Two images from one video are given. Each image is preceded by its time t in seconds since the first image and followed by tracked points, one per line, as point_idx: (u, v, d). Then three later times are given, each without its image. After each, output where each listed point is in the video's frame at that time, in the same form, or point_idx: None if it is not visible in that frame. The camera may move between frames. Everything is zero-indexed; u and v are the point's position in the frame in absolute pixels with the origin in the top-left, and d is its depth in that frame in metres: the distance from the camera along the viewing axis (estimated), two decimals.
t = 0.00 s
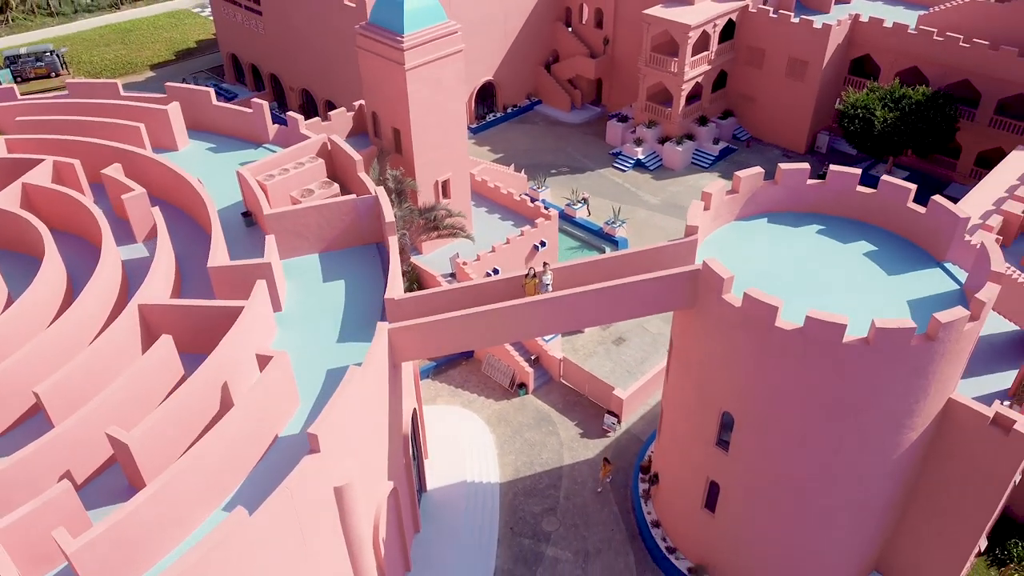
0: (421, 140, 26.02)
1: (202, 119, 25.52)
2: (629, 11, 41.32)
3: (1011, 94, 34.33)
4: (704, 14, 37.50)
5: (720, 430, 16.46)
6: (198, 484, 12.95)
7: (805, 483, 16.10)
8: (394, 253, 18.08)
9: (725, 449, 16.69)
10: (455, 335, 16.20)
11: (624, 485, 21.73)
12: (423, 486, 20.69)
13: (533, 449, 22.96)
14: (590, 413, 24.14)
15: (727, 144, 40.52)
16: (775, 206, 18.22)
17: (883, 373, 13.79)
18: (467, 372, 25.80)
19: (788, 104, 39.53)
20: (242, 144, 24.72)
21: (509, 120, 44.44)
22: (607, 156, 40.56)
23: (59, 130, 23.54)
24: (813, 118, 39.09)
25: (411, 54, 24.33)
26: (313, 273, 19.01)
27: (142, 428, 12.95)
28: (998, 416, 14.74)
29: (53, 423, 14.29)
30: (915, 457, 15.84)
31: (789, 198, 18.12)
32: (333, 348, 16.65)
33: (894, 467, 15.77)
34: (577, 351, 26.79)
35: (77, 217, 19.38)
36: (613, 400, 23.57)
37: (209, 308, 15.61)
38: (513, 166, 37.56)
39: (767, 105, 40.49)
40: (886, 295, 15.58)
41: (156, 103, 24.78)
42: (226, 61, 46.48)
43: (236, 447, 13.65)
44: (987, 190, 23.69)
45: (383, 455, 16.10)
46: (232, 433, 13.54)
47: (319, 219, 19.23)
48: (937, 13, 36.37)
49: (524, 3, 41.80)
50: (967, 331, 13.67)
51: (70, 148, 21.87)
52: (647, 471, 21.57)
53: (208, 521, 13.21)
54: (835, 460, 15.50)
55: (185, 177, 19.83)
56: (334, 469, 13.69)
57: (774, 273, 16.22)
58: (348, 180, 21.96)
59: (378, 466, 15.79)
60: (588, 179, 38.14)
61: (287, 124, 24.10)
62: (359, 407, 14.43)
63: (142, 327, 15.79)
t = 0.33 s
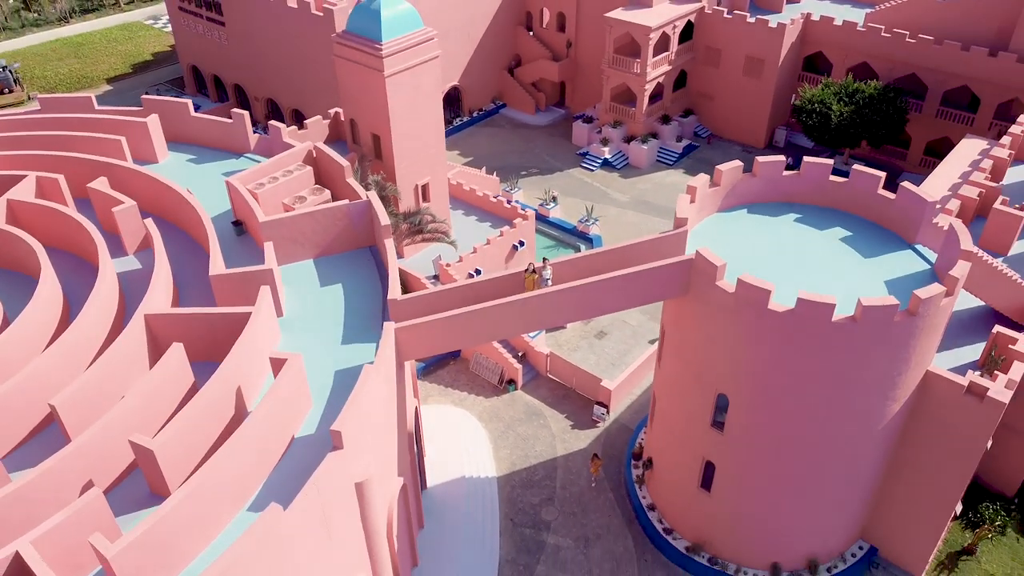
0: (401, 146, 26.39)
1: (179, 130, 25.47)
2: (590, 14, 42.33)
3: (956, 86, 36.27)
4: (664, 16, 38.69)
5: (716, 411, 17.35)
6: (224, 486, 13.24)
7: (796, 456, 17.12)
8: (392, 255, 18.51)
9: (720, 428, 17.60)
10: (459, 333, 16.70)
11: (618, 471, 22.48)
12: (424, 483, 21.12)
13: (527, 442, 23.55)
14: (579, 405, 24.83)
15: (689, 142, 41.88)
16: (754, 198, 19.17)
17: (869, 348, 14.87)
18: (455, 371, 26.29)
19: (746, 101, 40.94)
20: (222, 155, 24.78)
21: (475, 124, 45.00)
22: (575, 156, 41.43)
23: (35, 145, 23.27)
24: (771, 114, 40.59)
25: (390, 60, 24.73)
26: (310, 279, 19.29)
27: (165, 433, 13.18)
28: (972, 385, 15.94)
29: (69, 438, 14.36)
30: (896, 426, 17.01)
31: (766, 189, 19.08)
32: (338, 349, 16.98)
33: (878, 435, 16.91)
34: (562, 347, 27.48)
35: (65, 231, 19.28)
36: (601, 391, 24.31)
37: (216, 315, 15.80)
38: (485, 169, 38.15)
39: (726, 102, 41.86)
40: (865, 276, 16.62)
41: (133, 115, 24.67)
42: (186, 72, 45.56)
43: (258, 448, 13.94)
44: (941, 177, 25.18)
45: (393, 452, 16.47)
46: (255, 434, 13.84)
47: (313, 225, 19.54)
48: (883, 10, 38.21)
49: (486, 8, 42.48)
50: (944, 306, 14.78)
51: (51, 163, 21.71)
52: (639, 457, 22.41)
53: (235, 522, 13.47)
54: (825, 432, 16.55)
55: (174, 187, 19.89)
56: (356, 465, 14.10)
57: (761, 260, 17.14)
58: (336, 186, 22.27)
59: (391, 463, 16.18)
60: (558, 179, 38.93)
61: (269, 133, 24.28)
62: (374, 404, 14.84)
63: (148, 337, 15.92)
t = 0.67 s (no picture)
0: (383, 150, 26.78)
1: (159, 141, 25.46)
2: (554, 19, 43.25)
3: (906, 80, 38.09)
4: (627, 19, 39.82)
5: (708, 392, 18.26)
6: (250, 483, 13.59)
7: (786, 431, 18.09)
8: (389, 256, 18.98)
9: (713, 410, 18.50)
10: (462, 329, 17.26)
11: (611, 459, 23.26)
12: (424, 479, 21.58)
13: (520, 435, 24.17)
14: (567, 398, 25.54)
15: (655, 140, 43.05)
16: (733, 190, 20.13)
17: (852, 325, 15.92)
18: (445, 370, 26.80)
19: (708, 100, 42.28)
20: (206, 164, 24.88)
21: (445, 128, 45.51)
22: (545, 158, 42.24)
23: (15, 160, 23.08)
24: (732, 112, 42.01)
25: (371, 67, 25.15)
26: (308, 282, 19.63)
27: (188, 434, 13.47)
28: (945, 357, 17.12)
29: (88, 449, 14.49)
30: (877, 399, 18.10)
31: (744, 181, 20.05)
32: (344, 349, 17.39)
33: (860, 409, 17.98)
34: (547, 342, 28.18)
35: (59, 245, 19.29)
36: (590, 383, 25.07)
37: (225, 320, 16.05)
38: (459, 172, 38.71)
39: (689, 101, 43.14)
40: (843, 259, 17.67)
41: (114, 127, 24.62)
42: (149, 84, 44.86)
43: (280, 445, 14.31)
44: (900, 166, 26.59)
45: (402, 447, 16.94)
46: (276, 432, 14.21)
47: (309, 229, 19.91)
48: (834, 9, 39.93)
49: (452, 15, 43.11)
50: (919, 283, 15.90)
51: (35, 177, 21.60)
52: (630, 443, 23.25)
53: (261, 518, 13.83)
54: (812, 408, 17.56)
55: (165, 197, 20.01)
56: (375, 457, 14.57)
57: (746, 247, 18.08)
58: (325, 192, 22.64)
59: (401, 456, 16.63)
60: (530, 180, 39.68)
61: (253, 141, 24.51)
62: (387, 399, 15.33)
63: (157, 343, 16.12)
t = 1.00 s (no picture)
0: (368, 156, 27.20)
1: (144, 152, 25.55)
2: (522, 25, 44.13)
3: (864, 78, 39.70)
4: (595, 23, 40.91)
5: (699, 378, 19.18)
6: (274, 477, 14.00)
7: (774, 411, 19.05)
8: (386, 257, 19.48)
9: (704, 394, 19.41)
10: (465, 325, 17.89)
11: (603, 448, 24.02)
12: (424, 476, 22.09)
13: (513, 430, 24.82)
14: (557, 392, 26.27)
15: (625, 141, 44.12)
16: (713, 185, 21.09)
17: (834, 307, 16.97)
18: (435, 369, 27.32)
19: (675, 101, 43.52)
20: (192, 174, 25.07)
21: (418, 135, 45.99)
22: (519, 161, 43.02)
23: None
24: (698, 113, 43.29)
25: (356, 74, 25.55)
26: (307, 286, 20.00)
27: (210, 432, 13.85)
28: (919, 335, 18.23)
29: (107, 454, 14.79)
30: (856, 378, 19.18)
31: (723, 177, 21.03)
32: (348, 348, 17.84)
33: (841, 388, 19.03)
34: (533, 340, 28.87)
35: (56, 256, 19.43)
36: (578, 376, 25.82)
37: (233, 322, 16.42)
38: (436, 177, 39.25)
39: (657, 103, 44.30)
40: (822, 246, 18.72)
41: (98, 139, 24.66)
42: (118, 97, 44.42)
43: (299, 440, 14.75)
44: (864, 159, 27.91)
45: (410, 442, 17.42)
46: (295, 427, 14.64)
47: (306, 234, 20.33)
48: (793, 11, 41.45)
49: (422, 22, 43.71)
50: (894, 266, 17.01)
51: (24, 190, 21.61)
52: (620, 432, 24.08)
53: (284, 511, 14.23)
54: (797, 388, 18.56)
55: (160, 205, 20.25)
56: (390, 449, 15.08)
57: (731, 238, 19.01)
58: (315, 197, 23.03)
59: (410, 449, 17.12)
60: (506, 183, 40.42)
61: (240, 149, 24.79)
62: (397, 393, 15.85)
63: (166, 347, 16.41)
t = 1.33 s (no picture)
0: (355, 160, 27.64)
1: (133, 162, 25.73)
2: (496, 31, 44.93)
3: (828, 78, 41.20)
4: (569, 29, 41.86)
5: (690, 365, 20.04)
6: (294, 469, 14.48)
7: (762, 395, 19.97)
8: (384, 257, 20.00)
9: (695, 380, 20.28)
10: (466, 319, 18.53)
11: (595, 439, 24.77)
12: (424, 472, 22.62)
13: (507, 424, 25.45)
14: (547, 386, 26.98)
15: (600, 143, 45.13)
16: (696, 181, 22.01)
17: (817, 293, 17.97)
18: (428, 368, 27.86)
19: (647, 103, 44.64)
20: (183, 182, 25.32)
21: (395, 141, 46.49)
22: (497, 165, 43.76)
23: None
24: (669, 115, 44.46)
25: (343, 81, 26.01)
26: (306, 287, 20.44)
27: (230, 428, 14.29)
28: (895, 318, 19.30)
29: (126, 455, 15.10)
30: (837, 361, 20.21)
31: (705, 173, 21.98)
32: (353, 346, 18.34)
33: (824, 371, 20.03)
34: (522, 337, 29.57)
35: (57, 264, 19.61)
36: (568, 371, 26.56)
37: (243, 322, 16.84)
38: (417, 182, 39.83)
39: (630, 105, 45.36)
40: (802, 236, 19.71)
41: (88, 149, 24.82)
42: (92, 108, 44.16)
43: (314, 434, 15.23)
44: (834, 156, 29.16)
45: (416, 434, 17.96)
46: (311, 421, 15.13)
47: (304, 237, 20.80)
48: (758, 14, 42.84)
49: (397, 31, 44.30)
50: (871, 252, 18.05)
51: (18, 201, 21.72)
52: (612, 423, 24.87)
53: (302, 502, 14.70)
54: (783, 372, 19.51)
55: (158, 212, 20.55)
56: (402, 440, 15.65)
57: (717, 231, 19.92)
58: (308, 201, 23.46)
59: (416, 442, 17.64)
60: (486, 187, 41.10)
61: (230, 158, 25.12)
62: (405, 386, 16.41)
63: (176, 349, 16.76)
